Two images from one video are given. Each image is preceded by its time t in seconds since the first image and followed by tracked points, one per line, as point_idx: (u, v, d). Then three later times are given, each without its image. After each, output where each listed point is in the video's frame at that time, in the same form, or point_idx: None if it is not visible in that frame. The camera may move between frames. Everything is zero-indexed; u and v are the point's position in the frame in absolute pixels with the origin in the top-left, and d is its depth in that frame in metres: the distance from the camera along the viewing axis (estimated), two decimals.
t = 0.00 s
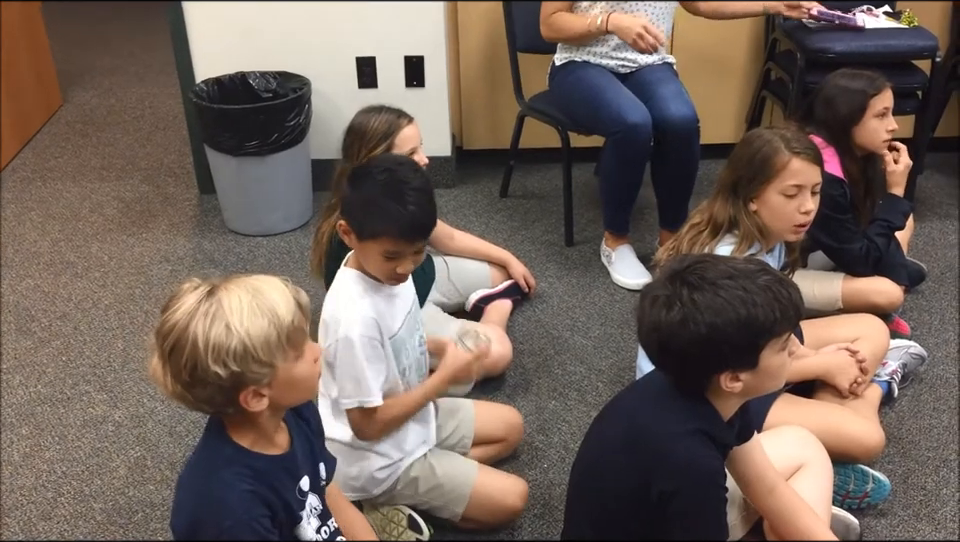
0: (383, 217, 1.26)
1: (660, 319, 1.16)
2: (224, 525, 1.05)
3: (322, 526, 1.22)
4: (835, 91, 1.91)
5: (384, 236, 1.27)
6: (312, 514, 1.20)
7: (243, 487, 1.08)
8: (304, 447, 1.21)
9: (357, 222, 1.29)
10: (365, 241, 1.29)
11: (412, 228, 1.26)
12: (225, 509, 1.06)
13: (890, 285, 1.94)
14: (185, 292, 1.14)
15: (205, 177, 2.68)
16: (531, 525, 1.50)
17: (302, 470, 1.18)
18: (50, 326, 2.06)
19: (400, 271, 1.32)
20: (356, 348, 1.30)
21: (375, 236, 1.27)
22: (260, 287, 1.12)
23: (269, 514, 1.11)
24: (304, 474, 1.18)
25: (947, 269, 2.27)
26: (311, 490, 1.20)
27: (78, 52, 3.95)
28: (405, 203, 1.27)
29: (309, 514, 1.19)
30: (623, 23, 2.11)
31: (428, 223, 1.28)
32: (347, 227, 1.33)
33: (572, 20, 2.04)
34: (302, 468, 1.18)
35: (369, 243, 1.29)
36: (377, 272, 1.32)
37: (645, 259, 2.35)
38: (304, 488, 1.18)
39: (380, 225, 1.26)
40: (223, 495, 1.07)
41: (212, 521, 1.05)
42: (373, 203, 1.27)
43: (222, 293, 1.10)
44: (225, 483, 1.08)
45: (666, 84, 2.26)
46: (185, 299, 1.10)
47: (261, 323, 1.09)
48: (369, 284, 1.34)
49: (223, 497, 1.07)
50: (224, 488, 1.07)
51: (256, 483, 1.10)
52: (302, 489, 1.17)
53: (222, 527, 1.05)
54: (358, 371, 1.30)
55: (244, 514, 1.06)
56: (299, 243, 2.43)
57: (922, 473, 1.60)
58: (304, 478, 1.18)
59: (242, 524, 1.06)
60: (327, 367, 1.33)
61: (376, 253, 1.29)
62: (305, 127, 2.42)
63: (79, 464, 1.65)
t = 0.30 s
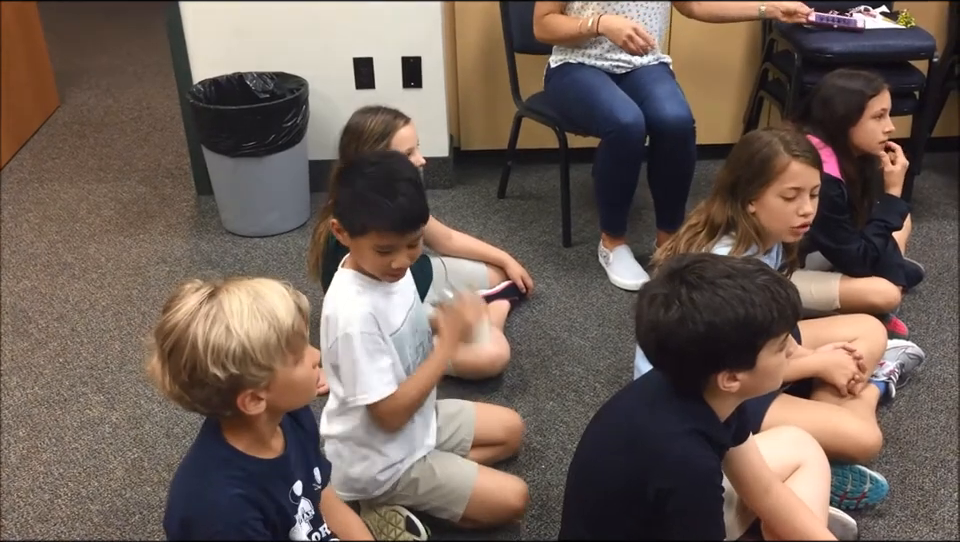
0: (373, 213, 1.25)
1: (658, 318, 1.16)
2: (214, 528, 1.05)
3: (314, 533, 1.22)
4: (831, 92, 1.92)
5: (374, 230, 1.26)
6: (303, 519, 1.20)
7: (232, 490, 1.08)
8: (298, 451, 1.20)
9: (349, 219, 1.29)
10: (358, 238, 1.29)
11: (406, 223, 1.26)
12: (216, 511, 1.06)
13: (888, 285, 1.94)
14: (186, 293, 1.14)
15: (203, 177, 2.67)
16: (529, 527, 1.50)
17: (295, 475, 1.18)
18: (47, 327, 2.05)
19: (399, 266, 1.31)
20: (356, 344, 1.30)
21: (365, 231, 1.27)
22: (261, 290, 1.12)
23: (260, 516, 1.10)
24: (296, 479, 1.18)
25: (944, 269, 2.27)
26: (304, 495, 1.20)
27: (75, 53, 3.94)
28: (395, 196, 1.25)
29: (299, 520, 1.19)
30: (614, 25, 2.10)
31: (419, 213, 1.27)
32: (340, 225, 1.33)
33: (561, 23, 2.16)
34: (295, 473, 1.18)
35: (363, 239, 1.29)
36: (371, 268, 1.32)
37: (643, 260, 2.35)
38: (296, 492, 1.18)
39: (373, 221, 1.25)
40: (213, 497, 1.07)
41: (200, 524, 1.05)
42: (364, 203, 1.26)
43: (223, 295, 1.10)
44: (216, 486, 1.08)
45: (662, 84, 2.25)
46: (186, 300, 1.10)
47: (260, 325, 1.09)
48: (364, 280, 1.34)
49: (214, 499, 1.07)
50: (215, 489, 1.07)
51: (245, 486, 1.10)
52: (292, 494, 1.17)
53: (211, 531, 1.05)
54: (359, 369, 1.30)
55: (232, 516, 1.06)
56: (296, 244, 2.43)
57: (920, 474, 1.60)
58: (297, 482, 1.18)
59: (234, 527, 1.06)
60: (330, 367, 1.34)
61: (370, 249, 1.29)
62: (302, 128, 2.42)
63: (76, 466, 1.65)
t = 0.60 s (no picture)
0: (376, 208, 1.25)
1: (659, 317, 1.16)
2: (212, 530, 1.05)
3: (312, 536, 1.21)
4: (831, 93, 1.91)
5: (378, 225, 1.27)
6: (303, 523, 1.19)
7: (230, 491, 1.08)
8: (299, 453, 1.20)
9: (353, 216, 1.29)
10: (361, 236, 1.30)
11: (410, 218, 1.26)
12: (214, 510, 1.06)
13: (889, 286, 1.94)
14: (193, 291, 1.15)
15: (203, 179, 2.68)
16: (530, 528, 1.51)
17: (294, 478, 1.17)
18: (48, 329, 2.05)
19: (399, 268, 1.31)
20: (357, 331, 1.30)
21: (370, 226, 1.27)
22: (267, 292, 1.13)
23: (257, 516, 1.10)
24: (296, 482, 1.18)
25: (945, 271, 2.27)
26: (304, 498, 1.19)
27: (76, 54, 3.95)
28: (401, 193, 1.26)
29: (299, 524, 1.18)
30: (610, 29, 2.08)
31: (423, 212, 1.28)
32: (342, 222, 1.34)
33: (559, 25, 2.14)
34: (295, 476, 1.18)
35: (365, 236, 1.29)
36: (373, 266, 1.31)
37: (643, 261, 2.35)
38: (297, 496, 1.17)
39: (376, 215, 1.26)
40: (211, 497, 1.07)
41: (198, 523, 1.05)
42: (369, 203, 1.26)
43: (229, 295, 1.10)
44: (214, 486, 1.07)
45: (661, 86, 2.25)
46: (193, 298, 1.11)
47: (264, 327, 1.09)
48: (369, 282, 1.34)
49: (212, 499, 1.07)
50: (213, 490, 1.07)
51: (243, 487, 1.10)
52: (293, 497, 1.17)
53: (209, 531, 1.05)
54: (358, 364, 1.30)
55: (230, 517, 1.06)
56: (297, 246, 2.43)
57: (920, 475, 1.60)
58: (297, 486, 1.18)
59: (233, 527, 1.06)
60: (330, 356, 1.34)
61: (372, 246, 1.29)
62: (302, 130, 2.42)
63: (76, 467, 1.65)
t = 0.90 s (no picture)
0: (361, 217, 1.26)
1: (659, 314, 1.16)
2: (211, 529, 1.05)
3: (312, 535, 1.22)
4: (830, 93, 1.92)
5: (364, 233, 1.27)
6: (301, 521, 1.20)
7: (231, 490, 1.08)
8: (297, 453, 1.20)
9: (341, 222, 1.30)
10: (350, 241, 1.31)
11: (395, 227, 1.25)
12: (211, 509, 1.06)
13: (888, 286, 1.94)
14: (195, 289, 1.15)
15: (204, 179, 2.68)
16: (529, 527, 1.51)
17: (293, 477, 1.18)
18: (48, 328, 2.05)
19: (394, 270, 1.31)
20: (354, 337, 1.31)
21: (357, 233, 1.28)
22: (271, 291, 1.13)
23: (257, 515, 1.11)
24: (295, 481, 1.18)
25: (944, 272, 2.28)
26: (301, 497, 1.20)
27: (76, 54, 3.95)
28: (389, 202, 1.25)
29: (296, 522, 1.19)
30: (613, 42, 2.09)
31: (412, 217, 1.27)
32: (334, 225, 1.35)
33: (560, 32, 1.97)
34: (293, 476, 1.18)
35: (355, 242, 1.30)
36: (366, 272, 1.33)
37: (643, 261, 2.35)
38: (295, 495, 1.18)
39: (358, 223, 1.27)
40: (211, 496, 1.07)
41: (197, 522, 1.06)
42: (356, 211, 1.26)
43: (233, 293, 1.10)
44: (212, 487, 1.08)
45: (661, 87, 2.25)
46: (197, 295, 1.11)
47: (268, 327, 1.09)
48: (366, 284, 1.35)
49: (210, 498, 1.07)
50: (211, 492, 1.07)
51: (243, 486, 1.10)
52: (292, 496, 1.17)
53: (209, 530, 1.05)
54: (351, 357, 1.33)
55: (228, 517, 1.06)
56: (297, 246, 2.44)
57: (919, 476, 1.61)
58: (296, 484, 1.18)
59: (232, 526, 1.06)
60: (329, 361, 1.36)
61: (361, 253, 1.30)
62: (302, 130, 2.42)
63: (76, 466, 1.65)
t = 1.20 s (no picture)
0: (372, 229, 1.25)
1: (657, 310, 1.16)
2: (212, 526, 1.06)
3: (311, 533, 1.21)
4: (830, 93, 1.92)
5: (375, 246, 1.27)
6: (299, 519, 1.19)
7: (231, 487, 1.09)
8: (295, 452, 1.20)
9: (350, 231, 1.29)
10: (359, 250, 1.30)
11: (406, 237, 1.25)
12: (212, 505, 1.07)
13: (887, 287, 1.94)
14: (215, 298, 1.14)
15: (204, 179, 2.68)
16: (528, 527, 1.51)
17: (293, 475, 1.18)
18: (48, 327, 2.05)
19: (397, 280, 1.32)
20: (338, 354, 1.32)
21: (368, 245, 1.27)
22: (292, 297, 1.13)
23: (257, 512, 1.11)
24: (295, 479, 1.18)
25: (944, 272, 2.28)
26: (300, 495, 1.19)
27: (75, 54, 3.95)
28: (400, 215, 1.24)
29: (297, 520, 1.18)
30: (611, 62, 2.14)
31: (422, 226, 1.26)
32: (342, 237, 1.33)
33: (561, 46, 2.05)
34: (293, 474, 1.18)
35: (364, 253, 1.29)
36: (379, 280, 1.33)
37: (642, 262, 2.35)
38: (295, 492, 1.18)
39: (369, 235, 1.26)
40: (211, 493, 1.07)
41: (197, 520, 1.06)
42: (365, 222, 1.25)
43: (258, 302, 1.10)
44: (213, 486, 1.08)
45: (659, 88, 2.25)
46: (220, 306, 1.10)
47: (295, 334, 1.10)
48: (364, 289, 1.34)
49: (211, 499, 1.07)
50: (212, 490, 1.08)
51: (244, 482, 1.11)
52: (292, 494, 1.17)
53: (209, 528, 1.06)
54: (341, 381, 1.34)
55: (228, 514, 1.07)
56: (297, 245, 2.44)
57: (918, 475, 1.61)
58: (296, 483, 1.18)
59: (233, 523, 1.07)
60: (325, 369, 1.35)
61: (370, 261, 1.30)
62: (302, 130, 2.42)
63: (76, 465, 1.66)
